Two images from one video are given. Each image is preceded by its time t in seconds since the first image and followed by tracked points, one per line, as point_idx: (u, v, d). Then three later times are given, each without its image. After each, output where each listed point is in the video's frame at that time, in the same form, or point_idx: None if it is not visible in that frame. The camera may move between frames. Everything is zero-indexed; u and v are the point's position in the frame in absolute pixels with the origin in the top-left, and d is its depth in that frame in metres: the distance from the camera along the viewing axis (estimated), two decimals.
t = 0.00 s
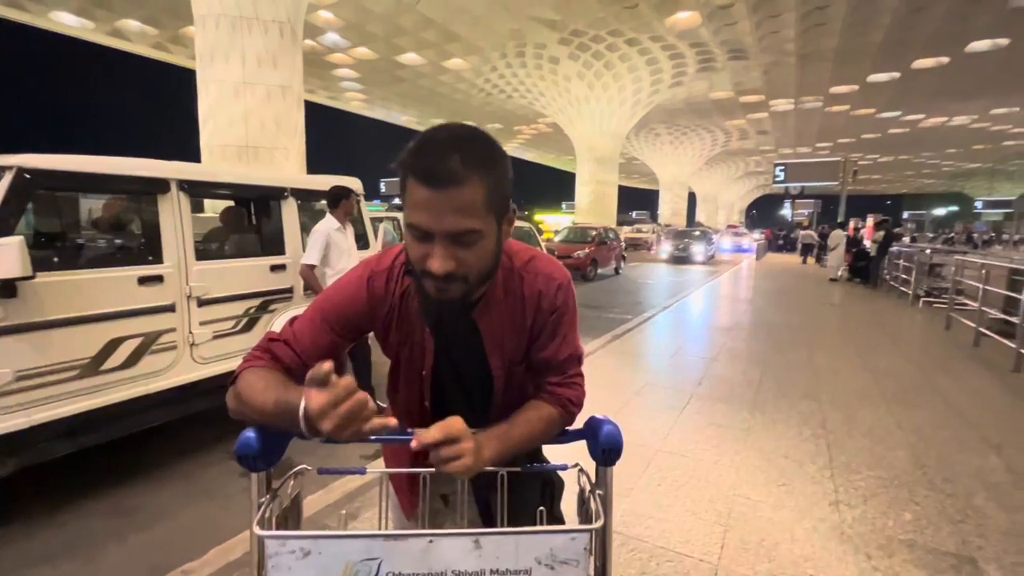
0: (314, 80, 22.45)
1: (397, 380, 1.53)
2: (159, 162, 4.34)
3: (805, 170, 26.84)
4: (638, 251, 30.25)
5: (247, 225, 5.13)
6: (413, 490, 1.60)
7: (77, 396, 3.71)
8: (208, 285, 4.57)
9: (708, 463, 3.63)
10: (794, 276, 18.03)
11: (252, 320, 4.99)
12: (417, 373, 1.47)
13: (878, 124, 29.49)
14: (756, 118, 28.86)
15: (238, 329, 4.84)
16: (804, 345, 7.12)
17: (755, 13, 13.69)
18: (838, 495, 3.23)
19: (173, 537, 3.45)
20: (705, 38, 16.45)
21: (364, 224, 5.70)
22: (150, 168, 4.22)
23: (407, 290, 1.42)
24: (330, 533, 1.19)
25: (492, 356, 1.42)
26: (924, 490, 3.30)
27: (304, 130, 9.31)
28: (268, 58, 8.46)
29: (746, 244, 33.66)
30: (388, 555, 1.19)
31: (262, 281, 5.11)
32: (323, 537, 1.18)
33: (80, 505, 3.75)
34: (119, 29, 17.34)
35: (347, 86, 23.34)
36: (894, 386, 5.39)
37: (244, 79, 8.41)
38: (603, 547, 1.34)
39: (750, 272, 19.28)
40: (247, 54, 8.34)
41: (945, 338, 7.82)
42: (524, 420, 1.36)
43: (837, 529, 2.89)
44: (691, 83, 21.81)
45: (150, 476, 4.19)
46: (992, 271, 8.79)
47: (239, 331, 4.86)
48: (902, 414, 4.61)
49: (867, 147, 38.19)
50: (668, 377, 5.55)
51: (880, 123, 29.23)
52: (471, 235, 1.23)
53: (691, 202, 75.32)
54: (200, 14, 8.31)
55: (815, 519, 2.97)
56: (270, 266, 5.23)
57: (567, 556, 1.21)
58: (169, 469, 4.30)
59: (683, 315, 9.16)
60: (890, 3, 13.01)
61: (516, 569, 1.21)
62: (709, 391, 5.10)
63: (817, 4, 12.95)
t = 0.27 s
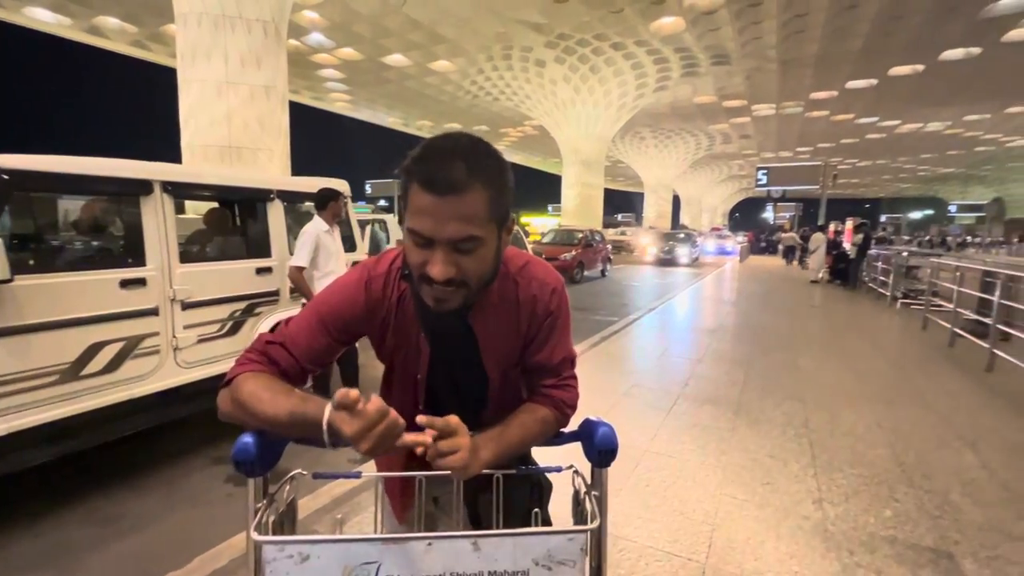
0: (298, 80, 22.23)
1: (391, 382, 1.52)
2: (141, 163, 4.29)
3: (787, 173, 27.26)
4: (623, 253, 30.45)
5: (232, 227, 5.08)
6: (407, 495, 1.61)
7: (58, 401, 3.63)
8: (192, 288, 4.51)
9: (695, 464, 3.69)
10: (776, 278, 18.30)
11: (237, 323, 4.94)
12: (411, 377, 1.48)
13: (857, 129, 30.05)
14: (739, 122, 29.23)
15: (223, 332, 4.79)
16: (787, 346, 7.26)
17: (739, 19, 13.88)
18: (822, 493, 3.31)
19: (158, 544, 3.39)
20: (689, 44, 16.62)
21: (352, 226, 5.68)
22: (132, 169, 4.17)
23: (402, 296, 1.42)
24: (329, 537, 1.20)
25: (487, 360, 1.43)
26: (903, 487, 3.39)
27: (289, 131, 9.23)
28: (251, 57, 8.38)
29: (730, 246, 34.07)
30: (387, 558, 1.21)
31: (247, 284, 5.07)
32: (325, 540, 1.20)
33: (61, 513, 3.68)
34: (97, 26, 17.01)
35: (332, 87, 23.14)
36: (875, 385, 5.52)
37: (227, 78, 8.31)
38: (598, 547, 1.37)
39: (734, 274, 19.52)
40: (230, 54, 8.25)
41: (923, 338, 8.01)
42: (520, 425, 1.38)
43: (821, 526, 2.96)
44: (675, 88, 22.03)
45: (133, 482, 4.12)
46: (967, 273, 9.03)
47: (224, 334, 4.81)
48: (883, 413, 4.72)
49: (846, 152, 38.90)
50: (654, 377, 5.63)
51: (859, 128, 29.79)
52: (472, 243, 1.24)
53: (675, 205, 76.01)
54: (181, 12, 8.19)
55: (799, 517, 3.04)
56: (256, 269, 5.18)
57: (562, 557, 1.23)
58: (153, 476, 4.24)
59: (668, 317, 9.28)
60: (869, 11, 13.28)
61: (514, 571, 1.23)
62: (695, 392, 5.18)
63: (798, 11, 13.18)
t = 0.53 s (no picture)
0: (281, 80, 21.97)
1: (386, 389, 1.52)
2: (123, 164, 4.20)
3: (768, 177, 27.64)
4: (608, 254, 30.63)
5: (215, 228, 5.02)
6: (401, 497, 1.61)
7: (36, 408, 3.54)
8: (174, 291, 4.44)
9: (682, 464, 3.74)
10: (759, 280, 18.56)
11: (222, 327, 4.89)
12: (407, 386, 1.48)
13: (836, 133, 30.58)
14: (722, 126, 29.56)
15: (207, 336, 4.73)
16: (770, 346, 7.39)
17: (721, 24, 14.05)
18: (805, 491, 3.39)
19: (140, 551, 3.32)
20: (673, 48, 16.79)
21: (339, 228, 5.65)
22: (114, 170, 4.08)
23: (401, 300, 1.44)
24: (331, 540, 1.19)
25: (485, 365, 1.45)
26: (883, 485, 3.48)
27: (272, 131, 9.14)
28: (233, 56, 8.28)
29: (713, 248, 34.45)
30: (385, 561, 1.19)
31: (232, 287, 5.02)
32: (321, 546, 1.17)
33: (41, 521, 3.60)
34: (73, 22, 16.64)
35: (316, 87, 22.91)
36: (854, 385, 5.65)
37: (208, 77, 8.20)
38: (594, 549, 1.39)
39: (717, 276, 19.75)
40: (211, 52, 8.14)
41: (901, 338, 8.19)
42: (519, 428, 1.40)
43: (804, 523, 3.03)
44: (659, 92, 22.19)
45: (115, 489, 4.05)
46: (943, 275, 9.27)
47: (208, 338, 4.75)
48: (863, 411, 4.84)
49: (825, 155, 39.56)
50: (639, 378, 5.71)
51: (838, 133, 30.31)
52: (487, 224, 1.28)
53: (660, 207, 76.65)
54: (161, 10, 8.07)
55: (783, 515, 3.11)
56: (241, 272, 5.14)
57: (560, 556, 1.26)
58: (135, 482, 4.17)
59: (653, 318, 9.37)
60: (848, 18, 13.53)
61: (512, 572, 1.25)
62: (681, 393, 5.25)
63: (778, 17, 13.38)
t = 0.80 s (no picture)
0: (263, 79, 21.68)
1: (383, 397, 1.53)
2: (105, 164, 4.13)
3: (750, 178, 28.02)
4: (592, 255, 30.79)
5: (199, 230, 4.96)
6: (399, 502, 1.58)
7: (16, 415, 3.47)
8: (158, 294, 4.38)
9: (670, 464, 3.80)
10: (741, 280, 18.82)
11: (206, 330, 4.83)
12: (405, 393, 1.49)
13: (816, 136, 31.11)
14: (705, 128, 29.89)
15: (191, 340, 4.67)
16: (753, 346, 7.52)
17: (705, 28, 14.22)
18: (790, 488, 3.47)
19: (127, 557, 3.28)
20: (657, 51, 16.93)
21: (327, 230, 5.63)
22: (96, 171, 4.01)
23: (400, 308, 1.44)
24: (331, 546, 1.15)
25: (485, 371, 1.47)
26: (864, 481, 3.58)
27: (255, 130, 9.04)
28: (214, 55, 8.17)
29: (697, 249, 34.81)
30: (387, 566, 1.16)
31: (217, 290, 4.97)
32: (323, 552, 1.13)
33: (23, 529, 3.53)
34: (47, 17, 16.24)
35: (299, 86, 22.64)
36: (835, 383, 5.78)
37: (189, 75, 8.08)
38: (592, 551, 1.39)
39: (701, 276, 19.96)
40: (192, 50, 8.03)
41: (880, 338, 8.39)
42: (517, 434, 1.42)
43: (789, 520, 3.11)
44: (644, 94, 22.37)
45: (98, 495, 3.98)
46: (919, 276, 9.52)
47: (192, 342, 4.69)
48: (844, 409, 4.96)
49: (805, 158, 40.22)
50: (626, 379, 5.78)
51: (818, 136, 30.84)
52: (487, 238, 1.30)
53: (644, 208, 77.17)
54: (141, 7, 7.92)
55: (769, 512, 3.18)
56: (226, 274, 5.08)
57: (560, 558, 1.25)
58: (119, 489, 4.09)
59: (639, 319, 9.47)
60: (827, 24, 13.80)
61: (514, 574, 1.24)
62: (668, 393, 5.33)
63: (760, 22, 13.60)
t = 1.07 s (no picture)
0: (246, 76, 21.37)
1: (387, 397, 1.53)
2: (87, 163, 4.05)
3: (733, 179, 28.35)
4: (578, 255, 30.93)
5: (183, 230, 4.89)
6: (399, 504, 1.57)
7: None
8: (142, 295, 4.31)
9: (660, 462, 3.85)
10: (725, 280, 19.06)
11: (192, 331, 4.76)
12: (411, 393, 1.49)
13: (798, 138, 31.59)
14: (689, 129, 30.16)
15: (177, 341, 4.61)
16: (738, 345, 7.64)
17: (690, 30, 14.36)
18: (776, 484, 3.54)
19: (113, 562, 3.23)
20: (643, 52, 17.03)
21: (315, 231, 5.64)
22: (78, 169, 3.93)
23: (406, 307, 1.45)
24: (333, 547, 1.14)
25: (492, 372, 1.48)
26: (848, 476, 3.66)
27: (237, 128, 8.93)
28: (196, 52, 8.05)
29: (682, 249, 35.14)
30: (392, 566, 1.15)
31: (203, 291, 4.91)
32: (327, 553, 1.12)
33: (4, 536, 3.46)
34: (21, 11, 15.83)
35: (282, 84, 22.36)
36: (818, 380, 5.90)
37: (170, 73, 7.95)
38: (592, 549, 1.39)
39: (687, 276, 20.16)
40: (173, 47, 7.90)
41: (861, 336, 8.57)
42: (521, 431, 1.45)
43: (776, 515, 3.17)
44: (629, 95, 22.51)
45: (81, 501, 3.92)
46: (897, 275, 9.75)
47: (177, 343, 4.63)
48: (827, 406, 5.07)
49: (787, 159, 40.82)
50: (615, 379, 5.82)
51: (800, 137, 31.32)
52: (504, 227, 1.33)
53: (629, 208, 77.64)
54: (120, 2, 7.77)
55: (757, 508, 3.24)
56: (212, 274, 5.02)
57: (561, 556, 1.25)
58: (103, 494, 4.03)
59: (626, 319, 9.55)
60: (809, 28, 14.03)
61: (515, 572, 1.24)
62: (656, 392, 5.38)
63: (743, 25, 13.79)
